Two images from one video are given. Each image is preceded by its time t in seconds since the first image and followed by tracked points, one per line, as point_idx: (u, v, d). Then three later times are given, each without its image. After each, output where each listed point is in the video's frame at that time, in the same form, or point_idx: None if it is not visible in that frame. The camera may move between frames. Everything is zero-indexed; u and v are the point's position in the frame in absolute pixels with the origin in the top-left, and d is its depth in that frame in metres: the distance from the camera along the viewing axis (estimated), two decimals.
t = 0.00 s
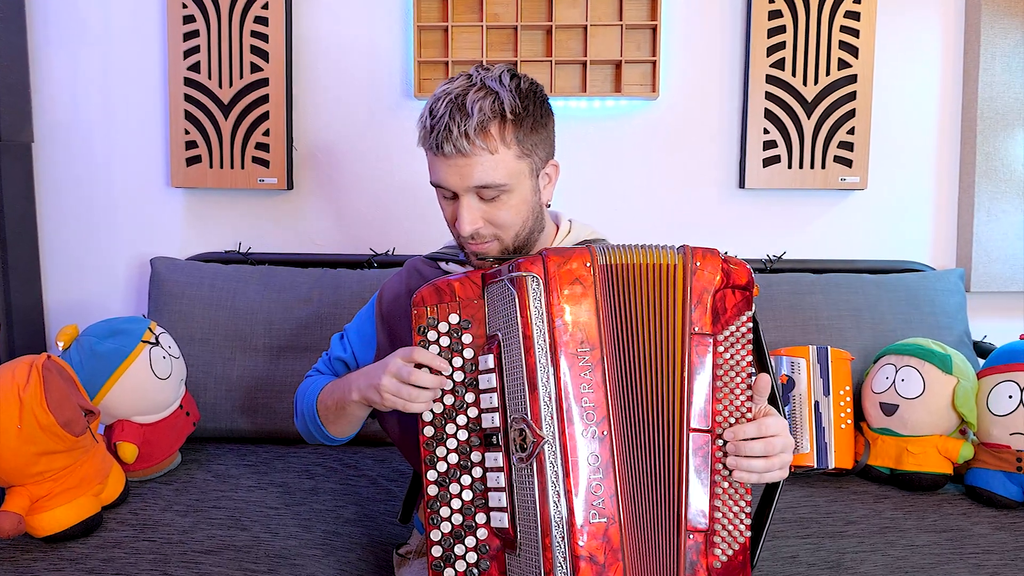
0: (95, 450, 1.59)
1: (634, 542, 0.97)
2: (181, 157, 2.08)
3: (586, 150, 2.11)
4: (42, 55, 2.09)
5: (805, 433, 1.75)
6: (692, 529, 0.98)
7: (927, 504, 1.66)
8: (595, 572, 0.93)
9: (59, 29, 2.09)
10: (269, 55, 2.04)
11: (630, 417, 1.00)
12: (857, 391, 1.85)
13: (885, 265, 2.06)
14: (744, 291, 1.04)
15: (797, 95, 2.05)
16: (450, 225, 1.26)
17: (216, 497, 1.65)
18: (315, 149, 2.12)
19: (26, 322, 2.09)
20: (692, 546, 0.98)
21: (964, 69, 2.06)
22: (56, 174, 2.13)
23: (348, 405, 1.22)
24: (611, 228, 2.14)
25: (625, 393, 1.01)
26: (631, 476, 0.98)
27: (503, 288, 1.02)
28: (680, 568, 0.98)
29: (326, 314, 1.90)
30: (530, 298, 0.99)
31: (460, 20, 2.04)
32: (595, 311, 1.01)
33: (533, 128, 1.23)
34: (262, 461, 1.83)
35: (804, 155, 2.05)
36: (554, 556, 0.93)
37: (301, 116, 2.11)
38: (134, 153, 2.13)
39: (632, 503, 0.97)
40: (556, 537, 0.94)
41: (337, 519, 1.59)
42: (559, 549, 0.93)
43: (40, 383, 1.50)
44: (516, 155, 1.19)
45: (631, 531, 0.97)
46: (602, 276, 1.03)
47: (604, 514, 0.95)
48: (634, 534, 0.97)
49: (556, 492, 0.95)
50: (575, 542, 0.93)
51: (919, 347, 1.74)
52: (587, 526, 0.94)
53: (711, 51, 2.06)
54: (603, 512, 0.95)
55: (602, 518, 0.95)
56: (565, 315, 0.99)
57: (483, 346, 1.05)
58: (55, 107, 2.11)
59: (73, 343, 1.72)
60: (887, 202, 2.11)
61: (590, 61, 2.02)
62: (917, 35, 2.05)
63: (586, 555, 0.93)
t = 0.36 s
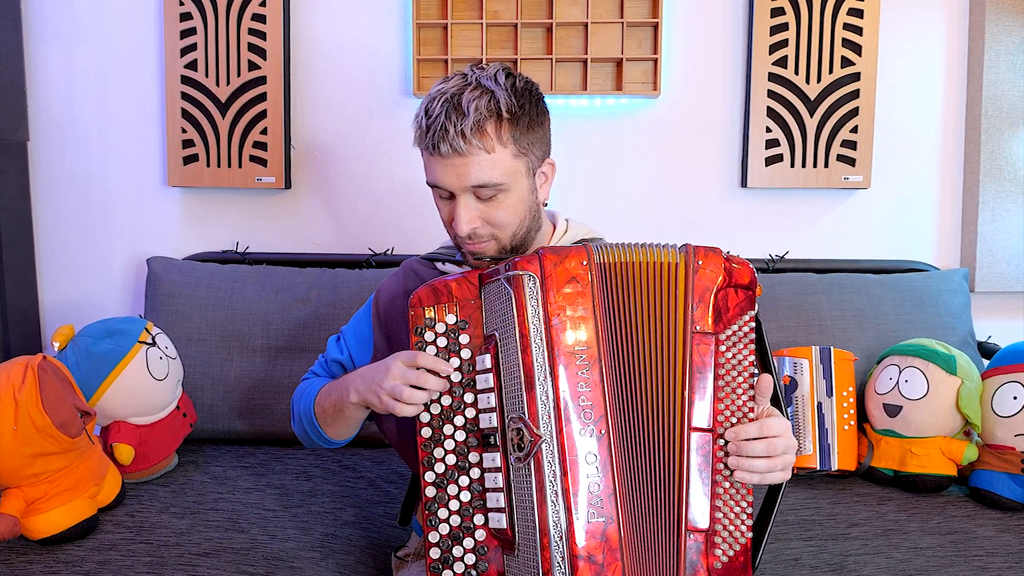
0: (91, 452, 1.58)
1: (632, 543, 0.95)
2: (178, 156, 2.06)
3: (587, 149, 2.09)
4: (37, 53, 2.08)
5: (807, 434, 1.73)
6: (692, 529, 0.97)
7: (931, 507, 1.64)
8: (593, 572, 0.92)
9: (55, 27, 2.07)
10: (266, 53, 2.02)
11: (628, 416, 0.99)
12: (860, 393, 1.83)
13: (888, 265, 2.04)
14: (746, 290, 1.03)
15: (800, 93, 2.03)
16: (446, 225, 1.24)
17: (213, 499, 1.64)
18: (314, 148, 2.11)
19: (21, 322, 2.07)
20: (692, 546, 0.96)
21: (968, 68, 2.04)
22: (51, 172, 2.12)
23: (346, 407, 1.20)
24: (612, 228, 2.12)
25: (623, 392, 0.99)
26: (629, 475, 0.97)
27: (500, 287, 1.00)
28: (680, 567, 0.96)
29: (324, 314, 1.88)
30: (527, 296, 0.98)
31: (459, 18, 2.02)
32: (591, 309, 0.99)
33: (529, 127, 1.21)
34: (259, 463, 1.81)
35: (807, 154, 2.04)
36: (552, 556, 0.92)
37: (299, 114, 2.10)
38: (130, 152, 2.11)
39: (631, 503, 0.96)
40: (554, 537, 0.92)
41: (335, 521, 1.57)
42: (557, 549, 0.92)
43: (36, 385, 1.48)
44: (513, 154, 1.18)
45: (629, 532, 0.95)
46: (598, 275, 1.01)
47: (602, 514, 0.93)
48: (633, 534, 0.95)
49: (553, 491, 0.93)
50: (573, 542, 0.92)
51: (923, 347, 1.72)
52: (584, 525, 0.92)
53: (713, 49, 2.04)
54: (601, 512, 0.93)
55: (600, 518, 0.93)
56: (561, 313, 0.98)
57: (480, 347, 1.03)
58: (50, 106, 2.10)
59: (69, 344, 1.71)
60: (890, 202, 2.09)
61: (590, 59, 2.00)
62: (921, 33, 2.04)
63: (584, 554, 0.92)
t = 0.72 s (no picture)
0: (87, 453, 1.56)
1: (634, 545, 0.93)
2: (174, 155, 2.04)
3: (588, 147, 2.07)
4: (33, 51, 2.06)
5: (810, 434, 1.72)
6: (697, 531, 0.95)
7: (935, 509, 1.63)
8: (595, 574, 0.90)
9: (51, 25, 2.06)
10: (264, 51, 2.01)
11: (631, 416, 0.97)
12: (864, 394, 1.82)
13: (891, 265, 2.02)
14: (755, 291, 1.01)
15: (803, 91, 2.02)
16: (451, 222, 1.23)
17: (210, 501, 1.62)
18: (312, 147, 2.09)
19: (17, 323, 2.06)
20: (696, 548, 0.95)
21: (972, 66, 2.03)
22: (47, 172, 2.10)
23: (345, 409, 1.19)
24: (613, 227, 2.11)
25: (626, 392, 0.98)
26: (631, 476, 0.95)
27: (502, 286, 0.99)
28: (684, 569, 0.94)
29: (322, 314, 1.86)
30: (529, 296, 0.96)
31: (459, 15, 2.00)
32: (594, 309, 0.98)
33: (538, 125, 1.20)
34: (257, 465, 1.80)
35: (809, 153, 2.02)
36: (554, 557, 0.90)
37: (297, 112, 2.08)
38: (127, 151, 2.10)
39: (633, 504, 0.94)
40: (556, 539, 0.90)
41: (333, 523, 1.55)
42: (558, 551, 0.90)
43: (31, 385, 1.47)
44: (521, 151, 1.16)
45: (630, 533, 0.93)
46: (601, 275, 1.00)
47: (605, 515, 0.92)
48: (636, 536, 0.94)
49: (555, 492, 0.91)
50: (575, 543, 0.90)
51: (926, 348, 1.70)
52: (586, 527, 0.91)
53: (714, 47, 2.03)
54: (602, 513, 0.92)
55: (602, 519, 0.91)
56: (564, 312, 0.96)
57: (481, 346, 1.01)
58: (46, 105, 2.08)
59: (64, 344, 1.69)
60: (893, 201, 2.07)
61: (591, 57, 1.99)
62: (924, 31, 2.02)
63: (586, 555, 0.90)
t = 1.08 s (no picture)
0: (83, 455, 1.54)
1: (638, 548, 0.92)
2: (171, 153, 2.03)
3: (588, 146, 2.06)
4: (29, 49, 2.05)
5: (814, 436, 1.69)
6: (701, 534, 0.94)
7: (939, 511, 1.61)
8: None
9: (47, 23, 2.04)
10: (262, 48, 1.99)
11: (634, 417, 0.96)
12: (868, 395, 1.80)
13: (894, 264, 2.01)
14: (763, 293, 0.99)
15: (805, 89, 2.00)
16: (451, 222, 1.21)
17: (207, 503, 1.60)
18: (311, 145, 2.07)
19: (12, 323, 2.04)
20: (700, 550, 0.93)
21: (977, 63, 2.01)
22: (43, 172, 2.09)
23: (343, 410, 1.17)
24: (613, 227, 2.09)
25: (628, 393, 0.96)
26: (634, 477, 0.94)
27: (503, 286, 0.97)
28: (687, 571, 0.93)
29: (321, 314, 1.85)
30: (530, 296, 0.95)
31: (459, 12, 1.99)
32: (596, 309, 0.96)
33: (540, 124, 1.18)
34: (255, 466, 1.78)
35: (812, 151, 2.00)
36: (556, 560, 0.89)
37: (296, 111, 2.06)
38: (123, 150, 2.08)
39: (636, 506, 0.93)
40: (558, 541, 0.89)
41: (332, 525, 1.54)
42: (561, 553, 0.89)
43: (27, 386, 1.45)
44: (522, 150, 1.15)
45: (633, 536, 0.92)
46: (603, 275, 0.98)
47: (607, 517, 0.90)
48: (639, 539, 0.92)
49: (557, 493, 0.90)
50: (577, 545, 0.89)
51: (930, 348, 1.69)
52: (588, 529, 0.89)
53: (716, 45, 2.01)
54: (605, 515, 0.90)
55: (605, 521, 0.90)
56: (565, 312, 0.95)
57: (482, 346, 1.00)
58: (42, 103, 2.07)
59: (60, 345, 1.68)
60: (896, 200, 2.06)
61: (592, 55, 1.97)
62: (927, 29, 2.01)
63: (588, 558, 0.88)
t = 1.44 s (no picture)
0: (79, 456, 1.53)
1: (636, 550, 0.90)
2: (168, 152, 2.01)
3: (589, 145, 2.04)
4: (25, 47, 2.03)
5: (816, 439, 1.69)
6: (700, 534, 0.92)
7: (943, 513, 1.60)
8: None
9: (42, 20, 2.02)
10: (259, 46, 1.98)
11: (630, 418, 0.94)
12: (871, 396, 1.78)
13: (897, 264, 1.99)
14: (762, 292, 0.98)
15: (808, 87, 1.98)
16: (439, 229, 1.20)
17: (205, 505, 1.59)
18: (309, 144, 2.06)
19: (8, 323, 2.03)
20: (700, 551, 0.92)
21: (981, 61, 1.99)
22: (39, 170, 2.07)
23: (335, 412, 1.16)
24: (613, 227, 2.08)
25: (624, 393, 0.94)
26: (631, 478, 0.92)
27: (496, 287, 0.96)
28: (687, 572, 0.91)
29: (319, 314, 1.83)
30: (523, 296, 0.94)
31: (458, 10, 1.97)
32: (589, 308, 0.95)
33: (522, 126, 1.16)
34: (252, 468, 1.76)
35: (815, 150, 1.99)
36: (552, 561, 0.87)
37: (294, 109, 2.05)
38: (120, 149, 2.06)
39: (632, 507, 0.91)
40: (554, 543, 0.88)
41: (330, 528, 1.52)
42: (557, 554, 0.87)
43: (22, 388, 1.44)
44: (505, 154, 1.13)
45: (630, 537, 0.90)
46: (596, 274, 0.97)
47: (603, 518, 0.88)
48: (636, 540, 0.90)
49: (553, 494, 0.88)
50: (573, 546, 0.87)
51: (934, 348, 1.67)
52: (583, 530, 0.88)
53: (717, 43, 1.99)
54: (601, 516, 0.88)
55: (601, 522, 0.88)
56: (558, 312, 0.93)
57: (476, 348, 0.98)
58: (38, 102, 2.05)
59: (56, 346, 1.66)
60: (899, 200, 2.04)
61: (592, 52, 1.96)
62: (930, 27, 1.99)
63: (585, 560, 0.87)
